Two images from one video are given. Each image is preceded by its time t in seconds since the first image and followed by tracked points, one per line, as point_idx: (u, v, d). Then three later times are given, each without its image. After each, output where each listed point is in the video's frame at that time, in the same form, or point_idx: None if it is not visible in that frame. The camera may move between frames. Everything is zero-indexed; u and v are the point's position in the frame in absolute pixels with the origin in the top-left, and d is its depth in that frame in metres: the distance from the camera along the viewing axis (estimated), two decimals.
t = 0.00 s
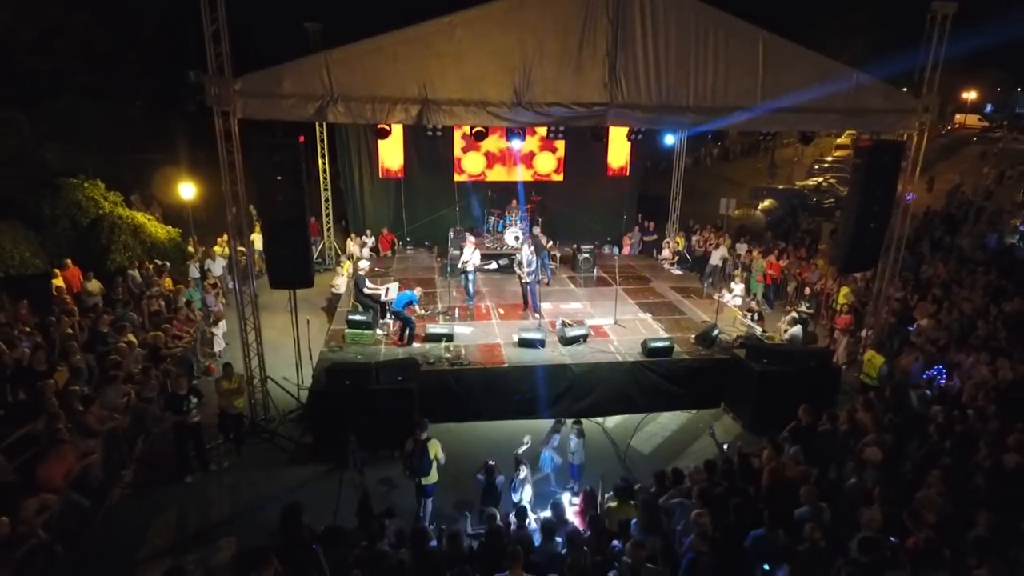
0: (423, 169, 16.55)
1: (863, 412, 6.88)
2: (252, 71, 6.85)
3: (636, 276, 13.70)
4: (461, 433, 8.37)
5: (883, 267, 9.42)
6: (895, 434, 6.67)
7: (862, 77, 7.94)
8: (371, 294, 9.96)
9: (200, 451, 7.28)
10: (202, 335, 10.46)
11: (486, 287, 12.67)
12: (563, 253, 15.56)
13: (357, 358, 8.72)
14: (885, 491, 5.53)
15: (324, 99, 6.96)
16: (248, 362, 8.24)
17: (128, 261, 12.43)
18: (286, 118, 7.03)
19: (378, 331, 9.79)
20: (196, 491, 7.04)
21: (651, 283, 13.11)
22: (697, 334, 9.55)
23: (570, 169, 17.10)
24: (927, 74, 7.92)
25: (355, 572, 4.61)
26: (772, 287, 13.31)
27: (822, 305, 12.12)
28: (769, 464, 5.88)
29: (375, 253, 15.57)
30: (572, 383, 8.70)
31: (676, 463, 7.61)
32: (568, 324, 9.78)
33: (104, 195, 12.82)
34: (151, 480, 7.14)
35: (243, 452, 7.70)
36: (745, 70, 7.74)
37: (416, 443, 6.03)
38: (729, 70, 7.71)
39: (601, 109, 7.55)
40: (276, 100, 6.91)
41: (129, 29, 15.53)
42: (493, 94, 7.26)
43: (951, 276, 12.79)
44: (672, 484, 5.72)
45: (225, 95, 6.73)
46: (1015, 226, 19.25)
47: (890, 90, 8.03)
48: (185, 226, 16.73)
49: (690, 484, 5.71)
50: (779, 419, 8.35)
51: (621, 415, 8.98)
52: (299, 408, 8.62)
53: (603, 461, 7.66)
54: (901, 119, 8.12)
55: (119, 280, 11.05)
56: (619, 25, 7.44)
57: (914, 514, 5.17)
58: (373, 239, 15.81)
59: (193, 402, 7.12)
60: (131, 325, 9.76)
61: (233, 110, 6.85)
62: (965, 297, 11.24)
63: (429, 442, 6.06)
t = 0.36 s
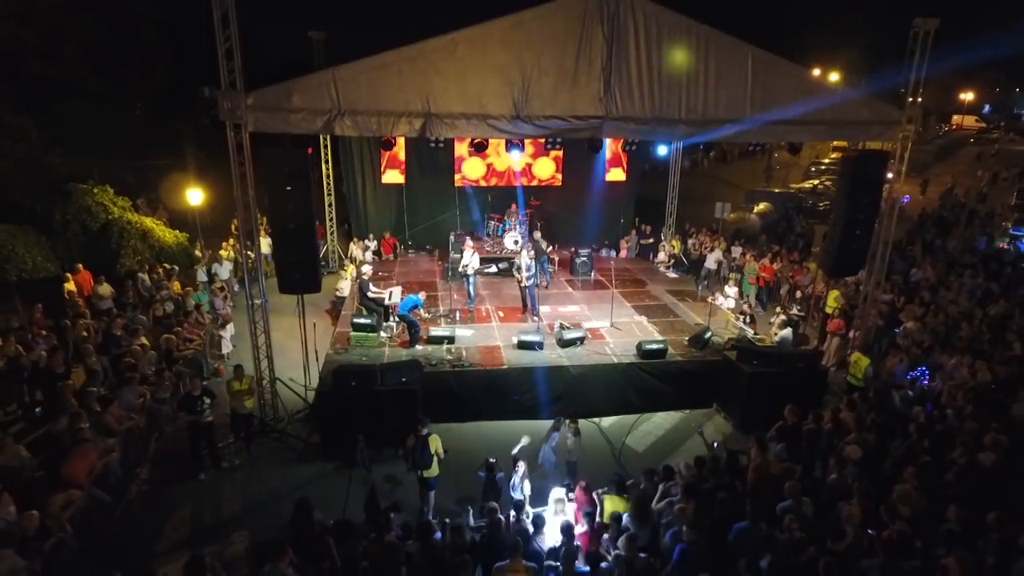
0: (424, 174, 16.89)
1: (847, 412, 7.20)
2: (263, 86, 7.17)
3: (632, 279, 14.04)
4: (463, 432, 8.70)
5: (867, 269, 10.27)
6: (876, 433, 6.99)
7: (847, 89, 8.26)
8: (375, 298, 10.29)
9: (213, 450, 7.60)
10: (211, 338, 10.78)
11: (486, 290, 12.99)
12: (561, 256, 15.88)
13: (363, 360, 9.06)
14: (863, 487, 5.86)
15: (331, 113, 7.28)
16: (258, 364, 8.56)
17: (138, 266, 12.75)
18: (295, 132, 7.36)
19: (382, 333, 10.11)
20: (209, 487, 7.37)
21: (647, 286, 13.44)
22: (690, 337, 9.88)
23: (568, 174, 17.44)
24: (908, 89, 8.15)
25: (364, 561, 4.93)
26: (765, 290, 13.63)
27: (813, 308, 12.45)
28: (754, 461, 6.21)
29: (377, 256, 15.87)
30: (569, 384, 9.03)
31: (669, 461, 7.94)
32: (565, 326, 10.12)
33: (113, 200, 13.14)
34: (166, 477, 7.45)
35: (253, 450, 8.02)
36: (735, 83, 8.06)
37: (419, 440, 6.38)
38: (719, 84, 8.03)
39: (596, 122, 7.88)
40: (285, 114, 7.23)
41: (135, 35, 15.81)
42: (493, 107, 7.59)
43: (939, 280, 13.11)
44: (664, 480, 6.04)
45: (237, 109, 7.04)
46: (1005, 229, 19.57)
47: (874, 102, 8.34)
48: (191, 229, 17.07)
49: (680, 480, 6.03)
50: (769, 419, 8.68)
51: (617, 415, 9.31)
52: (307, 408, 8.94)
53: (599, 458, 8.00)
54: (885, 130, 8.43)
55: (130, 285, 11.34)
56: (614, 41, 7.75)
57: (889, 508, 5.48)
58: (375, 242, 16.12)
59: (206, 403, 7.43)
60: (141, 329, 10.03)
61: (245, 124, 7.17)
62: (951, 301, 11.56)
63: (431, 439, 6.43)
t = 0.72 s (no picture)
0: (425, 173, 17.22)
1: (830, 405, 7.55)
2: (272, 94, 7.50)
3: (628, 276, 14.39)
4: (463, 424, 9.06)
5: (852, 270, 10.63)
6: (857, 425, 7.34)
7: (833, 95, 8.57)
8: (378, 295, 10.65)
9: (224, 441, 7.94)
10: (219, 333, 11.13)
11: (486, 287, 13.33)
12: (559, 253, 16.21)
13: (367, 355, 9.41)
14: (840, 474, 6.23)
15: (337, 120, 7.60)
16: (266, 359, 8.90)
17: (146, 263, 13.09)
18: (302, 137, 7.68)
19: (384, 329, 10.46)
20: (222, 476, 7.73)
21: (642, 283, 13.79)
22: (682, 332, 10.23)
23: (566, 172, 17.76)
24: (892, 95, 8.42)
25: (371, 542, 5.30)
26: (758, 286, 13.97)
27: (804, 305, 12.81)
28: (739, 450, 6.57)
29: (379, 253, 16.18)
30: (566, 377, 9.37)
31: (661, 451, 8.30)
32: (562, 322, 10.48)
33: (121, 199, 13.45)
34: (179, 467, 7.80)
35: (263, 442, 8.37)
36: (724, 89, 8.38)
37: (420, 430, 6.75)
38: (709, 90, 8.35)
39: (591, 127, 8.20)
40: (294, 121, 7.56)
41: (140, 35, 16.09)
42: (492, 113, 7.92)
43: (927, 277, 13.44)
44: (654, 469, 6.38)
45: (247, 115, 7.36)
46: (996, 227, 19.89)
47: (860, 108, 8.64)
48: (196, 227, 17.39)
49: (669, 468, 6.37)
50: (757, 412, 9.04)
51: (612, 408, 9.66)
52: (313, 401, 9.30)
53: (594, 449, 8.35)
54: (870, 134, 8.74)
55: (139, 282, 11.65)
56: (608, 49, 8.07)
57: (864, 494, 5.83)
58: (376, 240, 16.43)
59: (218, 396, 7.75)
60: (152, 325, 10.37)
61: (255, 130, 7.49)
62: (937, 297, 11.92)
63: (431, 429, 6.80)
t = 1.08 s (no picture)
0: (425, 161, 17.51)
1: (813, 387, 7.93)
2: (279, 89, 7.80)
3: (623, 263, 14.72)
4: (464, 406, 9.46)
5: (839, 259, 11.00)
6: (838, 405, 7.73)
7: (821, 90, 8.86)
8: (381, 282, 11.09)
9: (236, 421, 8.32)
10: (227, 319, 11.52)
11: (485, 274, 13.68)
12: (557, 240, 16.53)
13: (371, 340, 9.79)
14: (818, 451, 6.63)
15: (342, 114, 7.90)
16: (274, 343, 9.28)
17: (154, 251, 13.46)
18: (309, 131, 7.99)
19: (388, 315, 10.83)
20: (234, 454, 8.13)
21: (637, 270, 14.14)
22: (675, 318, 10.60)
23: (564, 160, 18.04)
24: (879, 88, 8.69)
25: (378, 513, 5.71)
26: (751, 272, 14.28)
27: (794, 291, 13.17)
28: (724, 429, 6.97)
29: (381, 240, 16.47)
30: (562, 361, 9.74)
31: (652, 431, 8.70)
32: (559, 308, 10.86)
33: (128, 187, 13.76)
34: (194, 447, 8.19)
35: (272, 422, 8.76)
36: (716, 84, 8.66)
37: (423, 410, 7.12)
38: (701, 85, 8.64)
39: (587, 120, 8.51)
40: (300, 115, 7.86)
41: (143, 24, 16.28)
42: (491, 108, 8.22)
43: (915, 265, 13.77)
44: (644, 447, 6.78)
45: (255, 110, 7.65)
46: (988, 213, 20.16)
47: (848, 101, 8.92)
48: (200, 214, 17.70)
49: (657, 446, 6.77)
50: (745, 394, 9.44)
51: (606, 391, 10.05)
52: (320, 384, 9.69)
53: (589, 429, 8.75)
54: (858, 127, 9.03)
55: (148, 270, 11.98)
56: (603, 44, 8.34)
57: (840, 469, 6.22)
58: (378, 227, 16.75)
59: (229, 378, 8.08)
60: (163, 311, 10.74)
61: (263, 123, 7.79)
62: (924, 283, 12.27)
63: (433, 409, 7.18)
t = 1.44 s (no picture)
0: (425, 143, 17.77)
1: (798, 363, 8.33)
2: (285, 78, 8.06)
3: (620, 244, 15.06)
4: (465, 381, 9.88)
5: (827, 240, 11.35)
6: (820, 381, 8.13)
7: (810, 78, 9.14)
8: (384, 264, 11.51)
9: (247, 396, 8.73)
10: (234, 299, 11.89)
11: (485, 254, 14.04)
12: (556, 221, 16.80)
13: (375, 319, 10.18)
14: (798, 423, 7.04)
15: (346, 102, 8.18)
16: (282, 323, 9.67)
17: (161, 233, 13.79)
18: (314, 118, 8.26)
19: (391, 295, 11.23)
20: (247, 428, 8.54)
21: (634, 251, 14.47)
22: (668, 298, 10.98)
23: (562, 142, 18.26)
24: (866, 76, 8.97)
25: (385, 480, 6.14)
26: (745, 253, 14.44)
27: (785, 271, 13.51)
28: (711, 403, 7.37)
29: (382, 221, 16.76)
30: (559, 339, 10.15)
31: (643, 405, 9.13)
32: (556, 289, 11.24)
33: (134, 170, 14.04)
34: (208, 420, 8.61)
35: (282, 397, 9.18)
36: (708, 72, 8.93)
37: (428, 384, 7.53)
38: (694, 72, 8.91)
39: (583, 108, 8.78)
40: (306, 103, 8.13)
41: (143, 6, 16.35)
42: (490, 95, 8.51)
43: (904, 245, 14.11)
44: (634, 419, 7.19)
45: (263, 98, 7.92)
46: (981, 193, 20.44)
47: (836, 89, 9.20)
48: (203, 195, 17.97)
49: (647, 418, 7.19)
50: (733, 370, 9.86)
51: (600, 368, 10.46)
52: (326, 361, 10.10)
53: (583, 404, 9.18)
54: (845, 114, 9.33)
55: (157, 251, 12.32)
56: (599, 33, 8.59)
57: (818, 439, 6.64)
58: (379, 209, 17.05)
59: (241, 355, 8.47)
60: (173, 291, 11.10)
61: (270, 111, 8.06)
62: (911, 263, 12.62)
63: (436, 383, 7.58)
